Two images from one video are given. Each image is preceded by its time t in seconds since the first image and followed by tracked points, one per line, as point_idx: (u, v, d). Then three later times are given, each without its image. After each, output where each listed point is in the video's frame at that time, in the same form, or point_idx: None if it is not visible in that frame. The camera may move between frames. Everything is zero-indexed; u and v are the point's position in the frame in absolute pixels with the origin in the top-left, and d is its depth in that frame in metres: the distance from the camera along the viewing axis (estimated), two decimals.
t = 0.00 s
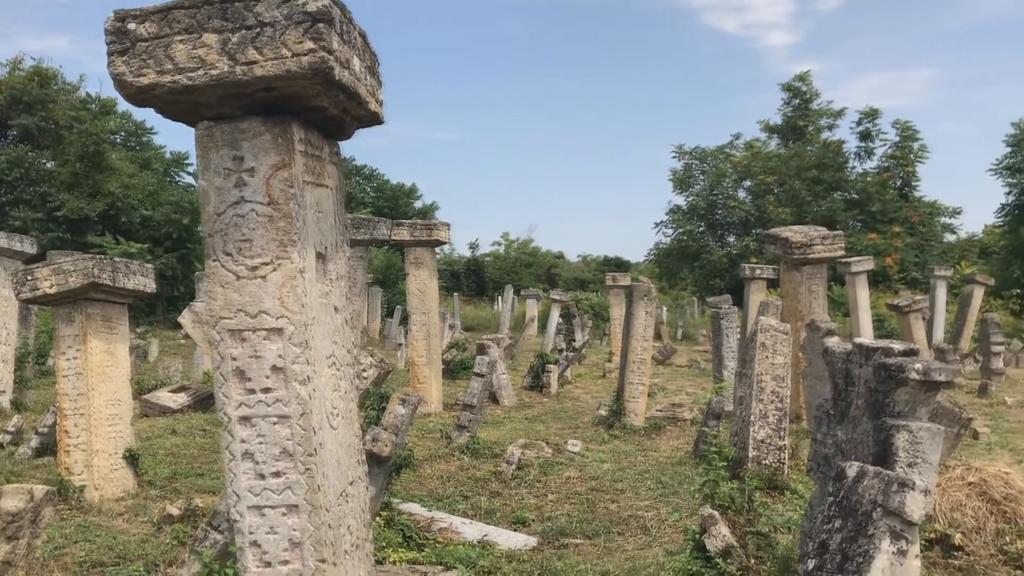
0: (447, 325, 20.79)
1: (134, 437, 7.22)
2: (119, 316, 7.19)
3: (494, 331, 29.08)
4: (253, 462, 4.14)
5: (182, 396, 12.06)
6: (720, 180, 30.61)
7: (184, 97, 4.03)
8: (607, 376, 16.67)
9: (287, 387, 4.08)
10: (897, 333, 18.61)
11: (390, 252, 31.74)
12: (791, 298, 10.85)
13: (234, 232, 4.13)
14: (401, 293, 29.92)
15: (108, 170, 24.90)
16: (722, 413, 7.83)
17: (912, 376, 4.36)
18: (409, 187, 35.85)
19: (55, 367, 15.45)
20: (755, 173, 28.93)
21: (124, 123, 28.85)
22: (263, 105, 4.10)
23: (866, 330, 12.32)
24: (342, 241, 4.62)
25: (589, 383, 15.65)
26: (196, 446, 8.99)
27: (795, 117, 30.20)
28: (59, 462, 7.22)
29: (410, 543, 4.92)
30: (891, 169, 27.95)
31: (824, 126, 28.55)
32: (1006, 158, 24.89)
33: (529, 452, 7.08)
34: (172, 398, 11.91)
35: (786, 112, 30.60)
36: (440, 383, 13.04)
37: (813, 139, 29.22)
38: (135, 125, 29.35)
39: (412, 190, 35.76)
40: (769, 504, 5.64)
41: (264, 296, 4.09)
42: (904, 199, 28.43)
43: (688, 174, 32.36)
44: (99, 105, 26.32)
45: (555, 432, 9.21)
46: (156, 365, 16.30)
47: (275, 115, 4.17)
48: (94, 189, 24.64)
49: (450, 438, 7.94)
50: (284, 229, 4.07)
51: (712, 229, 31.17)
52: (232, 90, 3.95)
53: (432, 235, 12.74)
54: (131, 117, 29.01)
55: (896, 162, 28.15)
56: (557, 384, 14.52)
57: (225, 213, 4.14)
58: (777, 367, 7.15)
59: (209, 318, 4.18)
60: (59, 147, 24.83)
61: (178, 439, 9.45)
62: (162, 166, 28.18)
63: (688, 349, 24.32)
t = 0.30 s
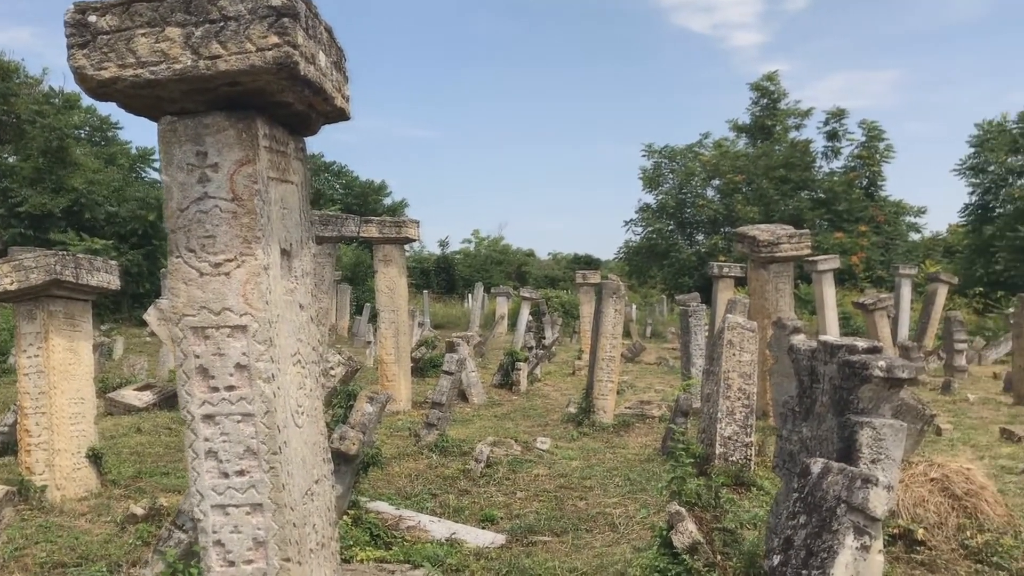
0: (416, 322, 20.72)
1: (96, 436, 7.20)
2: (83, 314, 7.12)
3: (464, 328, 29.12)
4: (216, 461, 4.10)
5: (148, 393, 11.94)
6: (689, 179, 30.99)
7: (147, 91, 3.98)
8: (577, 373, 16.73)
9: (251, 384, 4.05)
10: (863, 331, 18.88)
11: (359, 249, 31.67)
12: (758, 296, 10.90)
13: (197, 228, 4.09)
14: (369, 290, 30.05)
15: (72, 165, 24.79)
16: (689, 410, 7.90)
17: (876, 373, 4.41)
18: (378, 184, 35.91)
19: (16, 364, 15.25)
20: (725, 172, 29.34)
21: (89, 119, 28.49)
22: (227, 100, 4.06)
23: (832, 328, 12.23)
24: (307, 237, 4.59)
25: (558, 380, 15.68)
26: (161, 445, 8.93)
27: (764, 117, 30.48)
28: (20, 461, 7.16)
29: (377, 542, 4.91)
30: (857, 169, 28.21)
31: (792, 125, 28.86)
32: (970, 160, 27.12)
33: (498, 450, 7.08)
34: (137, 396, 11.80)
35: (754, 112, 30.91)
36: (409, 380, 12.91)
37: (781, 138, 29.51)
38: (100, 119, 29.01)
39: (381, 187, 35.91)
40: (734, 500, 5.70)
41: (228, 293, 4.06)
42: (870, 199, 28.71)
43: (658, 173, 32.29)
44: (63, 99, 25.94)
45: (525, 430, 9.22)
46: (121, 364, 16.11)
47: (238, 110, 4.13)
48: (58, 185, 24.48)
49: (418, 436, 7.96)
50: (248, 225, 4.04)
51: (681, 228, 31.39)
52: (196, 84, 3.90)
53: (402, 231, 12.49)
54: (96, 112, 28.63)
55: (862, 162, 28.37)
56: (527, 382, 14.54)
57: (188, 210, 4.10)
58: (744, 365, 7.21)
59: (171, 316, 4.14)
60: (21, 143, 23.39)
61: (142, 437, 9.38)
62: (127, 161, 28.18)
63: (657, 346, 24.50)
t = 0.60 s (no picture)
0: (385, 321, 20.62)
1: (58, 436, 7.15)
2: (44, 313, 7.03)
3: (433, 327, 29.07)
4: (180, 461, 4.07)
5: (112, 393, 11.81)
6: (658, 179, 31.04)
7: (108, 87, 3.93)
8: (545, 372, 16.76)
9: (215, 383, 4.02)
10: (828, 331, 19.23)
11: (328, 248, 31.50)
12: (725, 295, 10.95)
13: (160, 226, 4.05)
14: (338, 288, 30.11)
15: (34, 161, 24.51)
16: (656, 409, 7.97)
17: (839, 371, 4.46)
18: (347, 182, 35.84)
19: None
20: (692, 172, 29.36)
21: (51, 114, 28.14)
22: (191, 96, 4.02)
23: (797, 327, 12.56)
24: (272, 235, 4.56)
25: (527, 379, 15.70)
26: (125, 445, 8.85)
27: (730, 117, 30.80)
28: None
29: (344, 542, 4.90)
30: (823, 169, 28.53)
31: (759, 125, 29.14)
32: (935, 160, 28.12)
33: (466, 449, 7.07)
34: (100, 396, 11.67)
35: (721, 112, 31.19)
36: (376, 380, 12.73)
37: (749, 138, 29.77)
38: (63, 115, 28.67)
39: (349, 185, 35.85)
40: (701, 498, 5.75)
41: (192, 292, 4.02)
42: (836, 199, 28.99)
43: (626, 173, 32.50)
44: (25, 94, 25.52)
45: (494, 429, 9.22)
46: (83, 363, 15.90)
47: (202, 107, 4.10)
48: (19, 182, 23.77)
49: (386, 436, 7.96)
50: (212, 223, 4.01)
51: (650, 227, 31.50)
52: (159, 81, 3.86)
53: (370, 230, 12.37)
54: (59, 108, 28.30)
55: (828, 162, 28.73)
56: (495, 380, 14.55)
57: (151, 207, 4.06)
58: (710, 363, 7.26)
59: (133, 315, 4.09)
60: None
61: (106, 437, 9.29)
62: (91, 158, 27.83)
63: (625, 345, 24.63)
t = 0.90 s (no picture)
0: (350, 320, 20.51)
1: (16, 438, 7.06)
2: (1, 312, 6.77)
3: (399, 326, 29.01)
4: (139, 461, 4.02)
5: (72, 394, 11.64)
6: (624, 178, 31.19)
7: (66, 83, 3.88)
8: (512, 371, 16.77)
9: (175, 383, 3.98)
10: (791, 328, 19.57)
11: (293, 247, 31.31)
12: (690, 293, 11.04)
13: (119, 224, 4.00)
14: (302, 287, 29.96)
15: None
16: (622, 407, 8.02)
17: (800, 368, 4.52)
18: (311, 180, 35.57)
19: None
20: (657, 171, 29.51)
21: (8, 112, 27.98)
22: (150, 93, 3.98)
23: (761, 325, 12.73)
24: (233, 233, 4.53)
25: (493, 378, 15.70)
26: (85, 446, 8.74)
27: (695, 117, 31.12)
28: None
29: (309, 542, 4.88)
30: (786, 169, 28.88)
31: (723, 125, 29.42)
32: (895, 160, 28.48)
33: (432, 448, 7.06)
34: (60, 397, 11.51)
35: (687, 112, 31.46)
36: (343, 380, 12.58)
37: (713, 139, 30.06)
38: (23, 113, 28.55)
39: (314, 183, 35.58)
40: (664, 495, 5.82)
41: (152, 291, 3.98)
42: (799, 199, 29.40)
43: (593, 172, 32.56)
44: None
45: (460, 428, 9.20)
46: (41, 364, 15.63)
47: (162, 104, 4.05)
48: None
49: (351, 435, 7.95)
50: (173, 221, 3.97)
51: (616, 226, 31.55)
52: (117, 77, 3.81)
53: (335, 229, 12.19)
54: (17, 105, 28.07)
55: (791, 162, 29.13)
56: (462, 379, 14.53)
57: (109, 205, 4.01)
58: (675, 361, 7.30)
59: (92, 314, 4.04)
60: None
61: (66, 439, 9.16)
62: (51, 155, 27.39)
63: (591, 344, 24.72)
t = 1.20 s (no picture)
0: (307, 318, 20.33)
1: None
2: None
3: (357, 324, 28.97)
4: (87, 461, 3.95)
5: (20, 394, 11.42)
6: (582, 175, 31.25)
7: (9, 75, 3.79)
8: (471, 368, 16.79)
9: (124, 381, 3.91)
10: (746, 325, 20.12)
11: (249, 244, 31.07)
12: (646, 291, 11.06)
13: (66, 220, 3.93)
14: (258, 285, 29.72)
15: None
16: (580, 403, 8.05)
17: (753, 363, 4.57)
18: (268, 176, 35.31)
19: None
20: (616, 169, 29.85)
21: None
22: (97, 87, 3.91)
23: (717, 321, 12.87)
24: (184, 230, 4.47)
25: (452, 375, 15.71)
26: (33, 447, 8.60)
27: (653, 115, 31.51)
28: None
29: (264, 541, 4.84)
30: (743, 167, 29.55)
31: (681, 124, 29.74)
32: (848, 158, 28.87)
33: (389, 446, 7.04)
34: (7, 397, 11.29)
35: (645, 110, 31.80)
36: (299, 377, 12.50)
37: (671, 136, 30.32)
38: None
39: (271, 179, 35.30)
40: (621, 490, 5.88)
41: (100, 288, 3.91)
42: (754, 197, 29.92)
43: (552, 169, 32.64)
44: None
45: (418, 425, 9.15)
46: None
47: (110, 98, 3.98)
48: None
49: (307, 433, 7.93)
50: (121, 217, 3.91)
51: (575, 224, 31.61)
52: (63, 69, 3.74)
53: (291, 226, 11.95)
54: None
55: (747, 160, 29.84)
56: (420, 377, 14.51)
57: (56, 200, 3.94)
58: (632, 357, 7.35)
59: (37, 311, 3.96)
60: None
61: (13, 440, 9.00)
62: None
63: (550, 341, 24.85)
